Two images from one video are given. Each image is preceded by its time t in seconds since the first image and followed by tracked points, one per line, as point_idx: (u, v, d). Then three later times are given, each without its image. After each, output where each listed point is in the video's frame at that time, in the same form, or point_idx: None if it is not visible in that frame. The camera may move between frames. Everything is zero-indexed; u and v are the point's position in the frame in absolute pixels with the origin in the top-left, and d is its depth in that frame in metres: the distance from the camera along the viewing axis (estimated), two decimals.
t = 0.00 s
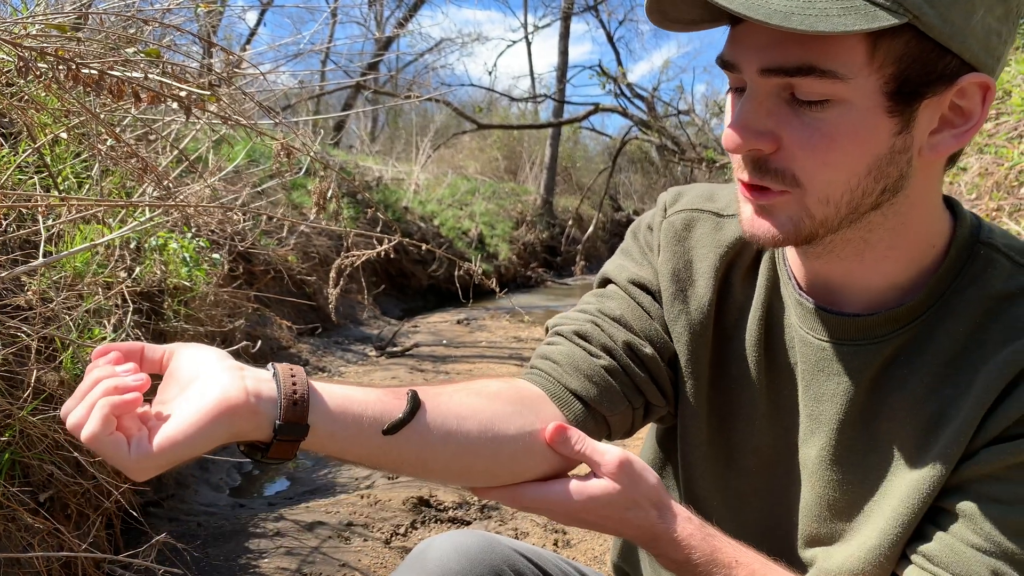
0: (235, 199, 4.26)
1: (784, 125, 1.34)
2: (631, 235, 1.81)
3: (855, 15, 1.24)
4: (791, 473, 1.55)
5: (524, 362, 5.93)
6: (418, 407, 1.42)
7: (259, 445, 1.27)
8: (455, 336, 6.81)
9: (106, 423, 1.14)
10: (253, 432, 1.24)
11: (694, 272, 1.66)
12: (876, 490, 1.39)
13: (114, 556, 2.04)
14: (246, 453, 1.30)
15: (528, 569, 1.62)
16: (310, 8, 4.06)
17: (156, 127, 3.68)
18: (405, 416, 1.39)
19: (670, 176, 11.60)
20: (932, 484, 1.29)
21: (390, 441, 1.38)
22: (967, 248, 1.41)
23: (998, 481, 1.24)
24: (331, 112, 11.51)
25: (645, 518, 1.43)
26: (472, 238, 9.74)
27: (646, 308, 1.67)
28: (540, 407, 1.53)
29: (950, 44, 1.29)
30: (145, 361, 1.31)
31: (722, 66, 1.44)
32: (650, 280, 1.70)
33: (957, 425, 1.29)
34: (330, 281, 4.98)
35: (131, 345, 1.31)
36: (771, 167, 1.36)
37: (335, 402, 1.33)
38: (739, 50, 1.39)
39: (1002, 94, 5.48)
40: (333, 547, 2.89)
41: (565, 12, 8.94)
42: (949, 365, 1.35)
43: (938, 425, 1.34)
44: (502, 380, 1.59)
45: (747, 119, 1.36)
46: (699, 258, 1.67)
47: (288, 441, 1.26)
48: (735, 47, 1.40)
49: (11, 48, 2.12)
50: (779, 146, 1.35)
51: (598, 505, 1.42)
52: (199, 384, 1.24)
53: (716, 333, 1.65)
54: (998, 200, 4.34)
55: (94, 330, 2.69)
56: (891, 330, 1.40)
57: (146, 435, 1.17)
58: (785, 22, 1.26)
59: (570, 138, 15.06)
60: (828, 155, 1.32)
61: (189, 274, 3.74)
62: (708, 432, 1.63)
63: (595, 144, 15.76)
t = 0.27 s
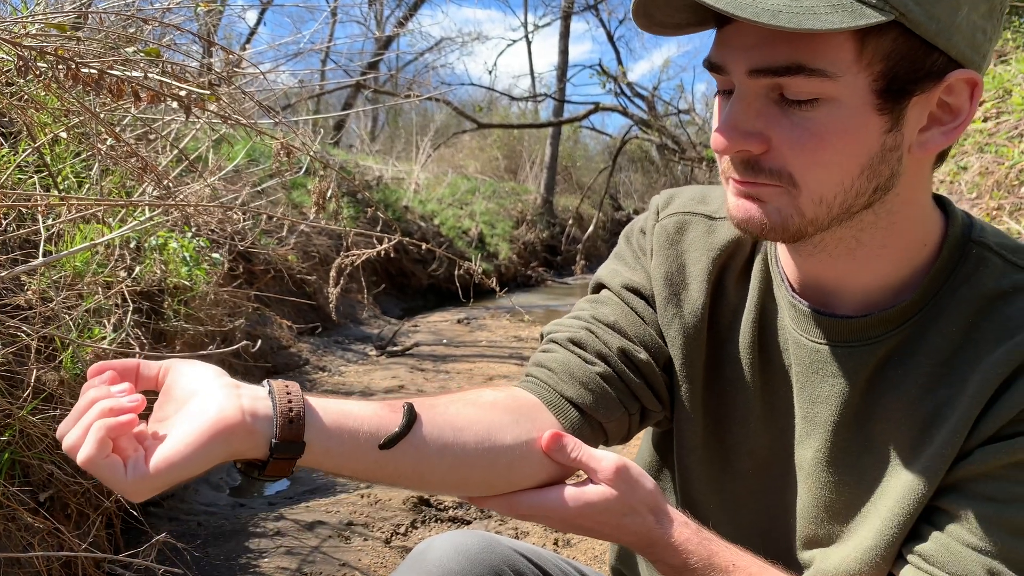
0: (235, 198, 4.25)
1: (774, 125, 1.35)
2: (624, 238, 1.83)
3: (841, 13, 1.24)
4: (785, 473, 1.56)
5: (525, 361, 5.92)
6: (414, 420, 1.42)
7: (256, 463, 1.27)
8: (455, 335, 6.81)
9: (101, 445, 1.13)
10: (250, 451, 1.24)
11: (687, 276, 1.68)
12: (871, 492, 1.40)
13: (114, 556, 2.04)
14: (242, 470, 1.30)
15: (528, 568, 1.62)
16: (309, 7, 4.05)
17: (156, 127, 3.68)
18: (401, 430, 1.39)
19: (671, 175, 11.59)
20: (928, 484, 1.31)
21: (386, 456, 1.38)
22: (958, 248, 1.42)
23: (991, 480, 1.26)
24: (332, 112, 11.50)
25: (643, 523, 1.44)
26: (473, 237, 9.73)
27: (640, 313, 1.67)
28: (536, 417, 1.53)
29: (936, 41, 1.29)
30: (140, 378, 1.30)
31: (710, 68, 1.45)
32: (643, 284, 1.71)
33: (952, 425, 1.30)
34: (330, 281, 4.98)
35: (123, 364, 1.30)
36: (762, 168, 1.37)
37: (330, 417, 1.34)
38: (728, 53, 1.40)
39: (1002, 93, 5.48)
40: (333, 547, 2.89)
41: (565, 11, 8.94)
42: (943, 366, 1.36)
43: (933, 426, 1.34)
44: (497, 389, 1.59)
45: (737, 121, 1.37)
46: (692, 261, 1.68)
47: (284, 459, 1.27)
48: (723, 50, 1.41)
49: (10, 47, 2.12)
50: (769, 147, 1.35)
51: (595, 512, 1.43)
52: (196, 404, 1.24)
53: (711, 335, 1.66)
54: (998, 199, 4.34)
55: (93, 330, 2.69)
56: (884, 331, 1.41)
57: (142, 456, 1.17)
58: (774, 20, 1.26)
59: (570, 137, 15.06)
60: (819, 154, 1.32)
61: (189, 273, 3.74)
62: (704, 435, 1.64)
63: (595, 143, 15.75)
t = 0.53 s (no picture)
0: (235, 198, 4.25)
1: (770, 123, 1.34)
2: (618, 241, 1.84)
3: (838, 10, 1.24)
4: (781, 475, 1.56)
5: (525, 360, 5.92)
6: (408, 427, 1.44)
7: (250, 470, 1.29)
8: (456, 335, 6.80)
9: (96, 454, 1.16)
10: (244, 458, 1.26)
11: (680, 279, 1.68)
12: (866, 494, 1.40)
13: (114, 556, 2.03)
14: (238, 476, 1.32)
15: (528, 569, 1.61)
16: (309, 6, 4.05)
17: (155, 126, 3.68)
18: (395, 436, 1.41)
19: (671, 174, 11.58)
20: (921, 485, 1.30)
21: (380, 462, 1.39)
22: (951, 248, 1.42)
23: (985, 481, 1.26)
24: (332, 111, 11.50)
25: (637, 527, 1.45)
26: (473, 237, 9.73)
27: (634, 317, 1.69)
28: (531, 421, 1.55)
29: (930, 38, 1.30)
30: (137, 386, 1.33)
31: (705, 66, 1.44)
32: (636, 287, 1.72)
33: (945, 426, 1.30)
34: (330, 280, 4.98)
35: (120, 372, 1.31)
36: (759, 167, 1.36)
37: (324, 424, 1.35)
38: (722, 50, 1.39)
39: (1002, 92, 5.48)
40: (333, 547, 2.88)
41: (565, 11, 8.93)
42: (936, 367, 1.35)
43: (926, 427, 1.34)
44: (492, 393, 1.61)
45: (733, 118, 1.36)
46: (685, 264, 1.68)
47: (277, 467, 1.28)
48: (718, 47, 1.40)
49: (11, 46, 2.12)
50: (765, 145, 1.35)
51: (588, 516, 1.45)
52: (191, 412, 1.26)
53: (705, 338, 1.66)
54: (998, 198, 4.33)
55: (93, 329, 2.68)
56: (877, 333, 1.41)
57: (137, 464, 1.19)
58: (771, 16, 1.25)
59: (571, 137, 15.05)
60: (816, 151, 1.32)
61: (189, 273, 3.74)
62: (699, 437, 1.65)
63: (596, 143, 15.75)
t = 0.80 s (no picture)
0: (235, 197, 4.25)
1: (841, 100, 1.36)
2: (617, 238, 1.88)
3: None
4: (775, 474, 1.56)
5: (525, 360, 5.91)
6: (408, 415, 1.47)
7: (250, 454, 1.32)
8: (456, 334, 6.80)
9: (95, 436, 1.19)
10: (243, 442, 1.29)
11: (678, 275, 1.69)
12: (857, 494, 1.40)
13: (113, 556, 2.03)
14: (237, 462, 1.35)
15: (527, 571, 1.61)
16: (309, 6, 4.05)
17: (156, 126, 3.68)
18: (396, 424, 1.44)
19: (671, 174, 11.57)
20: (910, 488, 1.31)
21: (380, 450, 1.42)
22: (948, 250, 1.41)
23: (976, 485, 1.26)
24: (331, 111, 11.49)
25: (627, 533, 1.48)
26: (473, 236, 9.72)
27: (633, 312, 1.70)
28: (530, 415, 1.57)
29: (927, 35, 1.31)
30: (138, 369, 1.39)
31: (751, 51, 1.45)
32: (635, 283, 1.73)
33: (937, 429, 1.30)
34: (330, 280, 4.98)
35: (122, 355, 1.37)
36: (831, 148, 1.36)
37: (324, 411, 1.39)
38: (780, 30, 1.41)
39: (1002, 91, 5.49)
40: (333, 546, 2.89)
41: (565, 10, 8.92)
42: (929, 369, 1.36)
43: (919, 429, 1.34)
44: (493, 386, 1.63)
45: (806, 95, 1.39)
46: (684, 260, 1.70)
47: (278, 451, 1.31)
48: (769, 29, 1.43)
49: (10, 46, 2.12)
50: (836, 123, 1.36)
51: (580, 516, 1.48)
52: (191, 394, 1.30)
53: (703, 335, 1.66)
54: (999, 198, 4.33)
55: (93, 329, 2.68)
56: (873, 333, 1.41)
57: (135, 446, 1.23)
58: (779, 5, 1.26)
59: (571, 137, 15.05)
60: (885, 124, 1.35)
61: (189, 272, 3.74)
62: (697, 436, 1.65)
63: (596, 142, 15.74)
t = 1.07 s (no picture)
0: (235, 197, 4.25)
1: (839, 92, 1.37)
2: (613, 245, 1.88)
3: None
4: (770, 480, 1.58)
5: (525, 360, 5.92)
6: (413, 405, 1.49)
7: (255, 428, 1.33)
8: (456, 334, 6.80)
9: (108, 392, 1.20)
10: (252, 413, 1.31)
11: (674, 282, 1.68)
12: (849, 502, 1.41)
13: (114, 556, 2.03)
14: (241, 435, 1.36)
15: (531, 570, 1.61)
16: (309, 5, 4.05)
17: (156, 126, 3.68)
18: (400, 411, 1.46)
19: (671, 173, 11.58)
20: (898, 498, 1.31)
21: (383, 436, 1.44)
22: (941, 259, 1.40)
23: (966, 497, 1.26)
24: (331, 111, 11.48)
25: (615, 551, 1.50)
26: (473, 236, 9.72)
27: (629, 320, 1.70)
28: (528, 421, 1.59)
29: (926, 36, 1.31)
30: (151, 335, 1.40)
31: (752, 43, 1.45)
32: (631, 291, 1.73)
33: (929, 439, 1.30)
34: (330, 280, 4.98)
35: (135, 318, 1.39)
36: (831, 139, 1.36)
37: (334, 390, 1.41)
38: (780, 22, 1.42)
39: (1002, 90, 5.49)
40: (333, 546, 2.89)
41: (565, 10, 8.92)
42: (920, 379, 1.35)
43: (910, 439, 1.34)
44: (492, 390, 1.65)
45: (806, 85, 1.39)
46: (679, 267, 1.69)
47: (283, 426, 1.32)
48: (770, 21, 1.43)
49: (9, 45, 2.11)
50: (836, 115, 1.36)
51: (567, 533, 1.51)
52: (203, 361, 1.31)
53: (698, 342, 1.66)
54: (999, 197, 4.33)
55: (93, 329, 2.68)
56: (867, 341, 1.40)
57: (145, 408, 1.23)
58: None
59: (570, 136, 15.05)
60: (884, 117, 1.36)
61: (189, 272, 3.74)
62: (695, 442, 1.64)
63: (596, 142, 15.74)
